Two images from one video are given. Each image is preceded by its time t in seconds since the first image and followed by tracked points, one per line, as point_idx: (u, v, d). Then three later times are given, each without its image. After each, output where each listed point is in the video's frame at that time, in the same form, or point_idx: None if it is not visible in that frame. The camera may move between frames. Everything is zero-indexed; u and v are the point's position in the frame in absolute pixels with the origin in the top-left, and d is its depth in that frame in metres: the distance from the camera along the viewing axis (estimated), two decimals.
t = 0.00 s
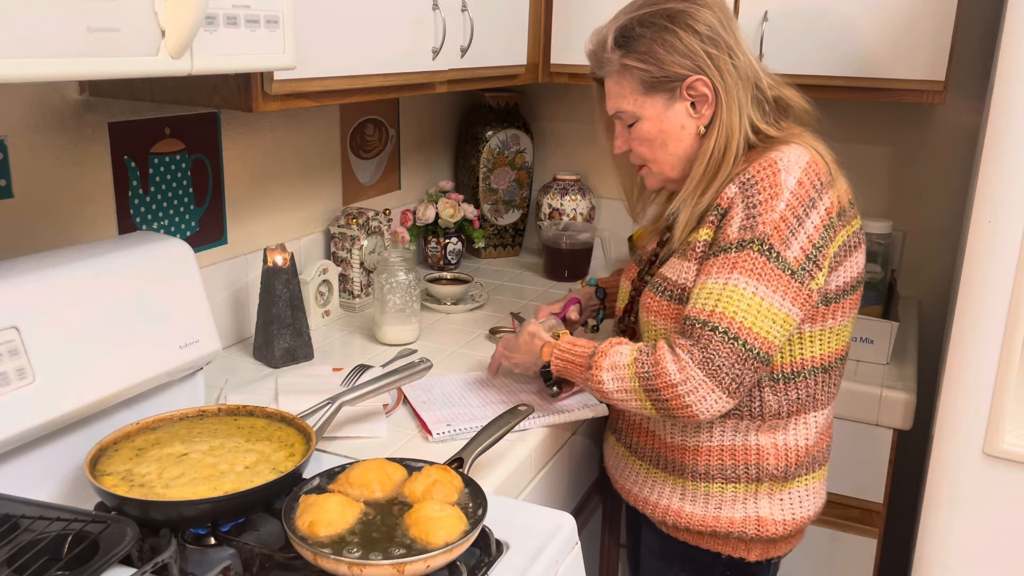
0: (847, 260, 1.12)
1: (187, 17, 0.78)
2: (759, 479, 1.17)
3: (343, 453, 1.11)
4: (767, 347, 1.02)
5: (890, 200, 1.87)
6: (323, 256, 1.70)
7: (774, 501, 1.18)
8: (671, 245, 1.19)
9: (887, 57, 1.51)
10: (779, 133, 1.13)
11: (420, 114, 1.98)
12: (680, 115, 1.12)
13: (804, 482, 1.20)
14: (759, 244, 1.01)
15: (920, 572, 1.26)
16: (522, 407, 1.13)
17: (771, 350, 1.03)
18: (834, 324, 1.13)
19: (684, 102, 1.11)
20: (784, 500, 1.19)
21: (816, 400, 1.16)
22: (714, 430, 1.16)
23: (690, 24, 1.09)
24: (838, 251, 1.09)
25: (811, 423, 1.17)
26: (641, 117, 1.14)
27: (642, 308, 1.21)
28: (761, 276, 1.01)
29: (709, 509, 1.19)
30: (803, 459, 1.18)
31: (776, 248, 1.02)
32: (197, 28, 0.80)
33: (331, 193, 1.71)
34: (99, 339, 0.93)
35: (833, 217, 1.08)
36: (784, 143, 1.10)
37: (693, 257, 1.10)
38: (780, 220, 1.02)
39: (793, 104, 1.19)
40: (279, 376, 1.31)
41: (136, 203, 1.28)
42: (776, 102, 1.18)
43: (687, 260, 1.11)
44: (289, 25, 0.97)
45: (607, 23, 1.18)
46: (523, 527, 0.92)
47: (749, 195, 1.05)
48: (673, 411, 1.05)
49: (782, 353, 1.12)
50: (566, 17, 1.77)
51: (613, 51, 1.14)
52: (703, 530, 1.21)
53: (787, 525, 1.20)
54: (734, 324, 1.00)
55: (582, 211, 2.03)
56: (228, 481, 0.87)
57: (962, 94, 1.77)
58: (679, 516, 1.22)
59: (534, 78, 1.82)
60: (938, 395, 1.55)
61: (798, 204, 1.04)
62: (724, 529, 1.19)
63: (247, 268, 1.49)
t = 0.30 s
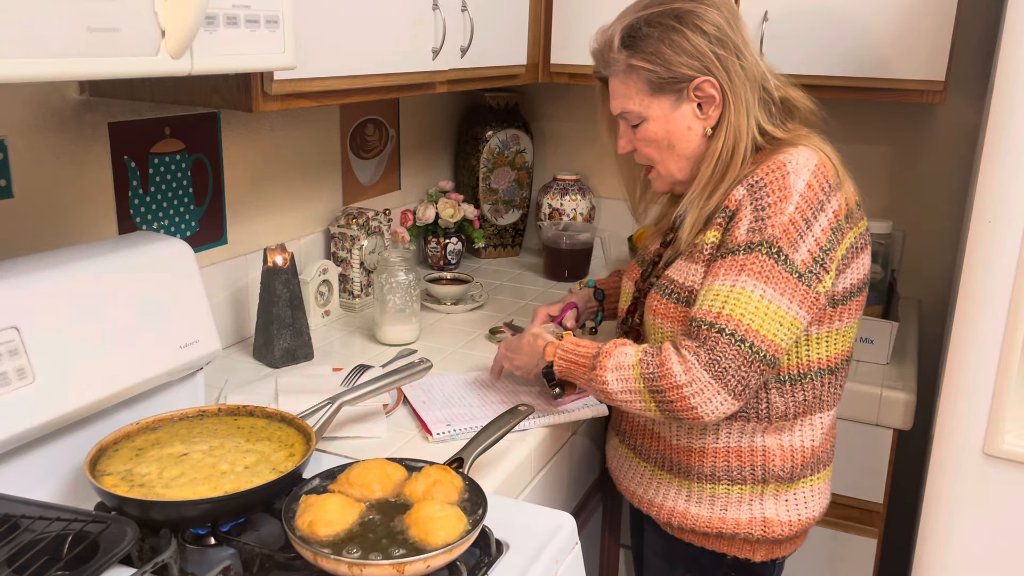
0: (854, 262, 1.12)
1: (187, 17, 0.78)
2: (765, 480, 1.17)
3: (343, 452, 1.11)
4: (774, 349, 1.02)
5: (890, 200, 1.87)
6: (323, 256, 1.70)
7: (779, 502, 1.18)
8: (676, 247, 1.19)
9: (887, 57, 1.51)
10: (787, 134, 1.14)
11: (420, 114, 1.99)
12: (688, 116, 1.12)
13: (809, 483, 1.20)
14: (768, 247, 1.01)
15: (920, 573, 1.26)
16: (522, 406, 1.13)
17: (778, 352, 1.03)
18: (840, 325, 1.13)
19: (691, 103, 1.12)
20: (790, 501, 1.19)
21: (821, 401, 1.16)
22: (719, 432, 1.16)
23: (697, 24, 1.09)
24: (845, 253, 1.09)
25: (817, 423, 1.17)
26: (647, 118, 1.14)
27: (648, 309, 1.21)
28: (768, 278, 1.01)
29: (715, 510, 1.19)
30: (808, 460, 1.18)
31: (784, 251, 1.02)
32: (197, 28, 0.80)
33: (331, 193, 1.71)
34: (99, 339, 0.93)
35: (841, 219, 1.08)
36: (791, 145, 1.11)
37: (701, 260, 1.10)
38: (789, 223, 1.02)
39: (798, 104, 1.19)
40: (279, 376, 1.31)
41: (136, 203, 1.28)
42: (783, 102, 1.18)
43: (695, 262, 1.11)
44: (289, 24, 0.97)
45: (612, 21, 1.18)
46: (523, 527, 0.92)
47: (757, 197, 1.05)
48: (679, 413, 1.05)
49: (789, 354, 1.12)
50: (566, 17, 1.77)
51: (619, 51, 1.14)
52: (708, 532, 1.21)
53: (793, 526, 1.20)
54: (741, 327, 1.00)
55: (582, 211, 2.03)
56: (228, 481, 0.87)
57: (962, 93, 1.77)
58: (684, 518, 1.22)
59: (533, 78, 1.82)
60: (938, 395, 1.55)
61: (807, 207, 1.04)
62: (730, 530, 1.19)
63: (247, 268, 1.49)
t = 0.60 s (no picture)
0: (850, 265, 1.11)
1: (187, 17, 0.78)
2: (760, 481, 1.17)
3: (343, 452, 1.11)
4: (770, 354, 1.02)
5: (889, 200, 1.87)
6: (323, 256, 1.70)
7: (774, 503, 1.19)
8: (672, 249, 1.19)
9: (887, 57, 1.51)
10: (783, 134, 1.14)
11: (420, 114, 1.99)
12: (684, 118, 1.13)
13: (805, 484, 1.20)
14: (763, 252, 1.01)
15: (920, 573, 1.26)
16: (522, 407, 1.13)
17: (774, 357, 1.03)
18: (836, 328, 1.13)
19: (687, 105, 1.12)
20: (784, 502, 1.19)
21: (818, 404, 1.16)
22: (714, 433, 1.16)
23: (692, 27, 1.09)
24: (841, 255, 1.09)
25: (813, 425, 1.17)
26: (643, 120, 1.15)
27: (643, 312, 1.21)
28: (764, 283, 1.00)
29: (710, 511, 1.20)
30: (803, 461, 1.18)
31: (780, 255, 1.01)
32: (197, 29, 0.80)
33: (331, 193, 1.71)
34: (99, 339, 0.93)
35: (837, 222, 1.08)
36: (787, 146, 1.11)
37: (696, 263, 1.10)
38: (784, 227, 1.02)
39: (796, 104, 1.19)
40: (280, 376, 1.31)
41: (136, 203, 1.28)
42: (780, 104, 1.18)
43: (690, 265, 1.11)
44: (289, 24, 0.97)
45: (608, 23, 1.17)
46: (524, 527, 0.92)
47: (752, 201, 1.05)
48: (676, 419, 1.05)
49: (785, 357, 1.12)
50: (566, 17, 1.77)
51: (615, 53, 1.14)
52: (703, 532, 1.21)
53: (788, 527, 1.20)
54: (737, 332, 1.00)
55: (582, 211, 2.03)
56: (228, 481, 0.87)
57: (961, 93, 1.77)
58: (679, 518, 1.22)
59: (533, 78, 1.82)
60: (938, 395, 1.55)
61: (802, 211, 1.04)
62: (725, 531, 1.20)
63: (247, 268, 1.49)
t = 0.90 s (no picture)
0: (839, 275, 1.10)
1: (187, 17, 0.78)
2: (738, 486, 1.17)
3: (343, 453, 1.11)
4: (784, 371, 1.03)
5: (888, 200, 1.87)
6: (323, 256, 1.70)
7: (754, 507, 1.18)
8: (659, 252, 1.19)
9: (887, 57, 1.51)
10: (771, 144, 1.11)
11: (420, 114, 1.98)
12: (680, 95, 1.13)
13: (786, 490, 1.19)
14: (763, 271, 1.00)
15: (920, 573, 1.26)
16: (522, 407, 1.13)
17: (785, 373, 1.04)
18: (822, 339, 1.12)
19: (688, 84, 1.11)
20: (765, 506, 1.18)
21: (804, 412, 1.16)
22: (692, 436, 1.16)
23: (725, 8, 1.06)
24: (831, 266, 1.08)
25: (796, 433, 1.17)
26: (645, 79, 1.15)
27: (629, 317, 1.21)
28: (775, 304, 1.00)
29: (690, 513, 1.20)
30: (785, 468, 1.17)
31: (778, 272, 1.01)
32: (197, 28, 0.80)
33: (331, 193, 1.71)
34: (98, 339, 0.93)
35: (825, 232, 1.06)
36: (772, 156, 1.08)
37: (685, 276, 1.10)
38: (778, 243, 1.01)
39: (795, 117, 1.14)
40: (280, 376, 1.31)
41: (136, 203, 1.28)
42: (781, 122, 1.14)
43: (679, 278, 1.11)
44: (289, 24, 0.97)
45: None
46: (523, 527, 0.92)
47: (741, 216, 1.03)
48: (699, 445, 1.05)
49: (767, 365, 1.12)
50: (566, 17, 1.77)
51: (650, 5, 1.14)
52: (682, 533, 1.21)
53: (770, 532, 1.19)
54: (753, 358, 1.00)
55: (582, 211, 2.03)
56: (228, 481, 0.87)
57: (961, 93, 1.77)
58: (659, 519, 1.22)
59: (534, 78, 1.82)
60: (938, 395, 1.55)
61: (792, 225, 1.02)
62: (702, 533, 1.19)
63: (247, 268, 1.49)
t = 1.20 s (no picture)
0: (824, 286, 1.09)
1: (187, 17, 0.78)
2: (717, 484, 1.16)
3: (343, 452, 1.11)
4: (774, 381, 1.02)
5: (889, 200, 1.87)
6: (323, 256, 1.70)
7: (734, 507, 1.18)
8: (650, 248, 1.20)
9: (887, 57, 1.51)
10: (766, 153, 1.09)
11: (420, 114, 1.98)
12: (682, 90, 1.14)
13: (768, 491, 1.18)
14: (747, 284, 0.99)
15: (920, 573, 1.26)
16: (523, 406, 1.14)
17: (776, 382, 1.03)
18: (804, 349, 1.12)
19: (690, 80, 1.12)
20: (746, 507, 1.18)
21: (787, 418, 1.16)
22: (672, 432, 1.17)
23: (737, 7, 1.06)
24: (814, 275, 1.07)
25: (778, 437, 1.16)
26: (653, 67, 1.17)
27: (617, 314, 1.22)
28: (763, 316, 0.99)
29: (669, 509, 1.20)
30: (766, 470, 1.16)
31: (762, 284, 1.00)
32: (197, 28, 0.80)
33: (331, 193, 1.71)
34: (99, 339, 0.93)
35: (810, 244, 1.05)
36: (762, 162, 1.07)
37: (671, 280, 1.10)
38: (762, 255, 1.00)
39: (793, 127, 1.12)
40: (279, 376, 1.31)
41: (136, 203, 1.28)
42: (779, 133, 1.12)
43: (665, 283, 1.11)
44: (289, 24, 0.97)
45: None
46: (524, 527, 0.92)
47: (727, 226, 1.03)
48: (692, 451, 1.05)
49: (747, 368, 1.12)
50: (566, 17, 1.77)
51: None
52: (662, 529, 1.22)
53: (750, 533, 1.18)
54: (742, 371, 1.00)
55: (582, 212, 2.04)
56: (228, 481, 0.87)
57: (961, 93, 1.77)
58: (640, 514, 1.23)
59: (533, 78, 1.82)
60: (938, 395, 1.55)
61: (777, 236, 1.02)
62: (682, 530, 1.20)
63: (247, 268, 1.49)
